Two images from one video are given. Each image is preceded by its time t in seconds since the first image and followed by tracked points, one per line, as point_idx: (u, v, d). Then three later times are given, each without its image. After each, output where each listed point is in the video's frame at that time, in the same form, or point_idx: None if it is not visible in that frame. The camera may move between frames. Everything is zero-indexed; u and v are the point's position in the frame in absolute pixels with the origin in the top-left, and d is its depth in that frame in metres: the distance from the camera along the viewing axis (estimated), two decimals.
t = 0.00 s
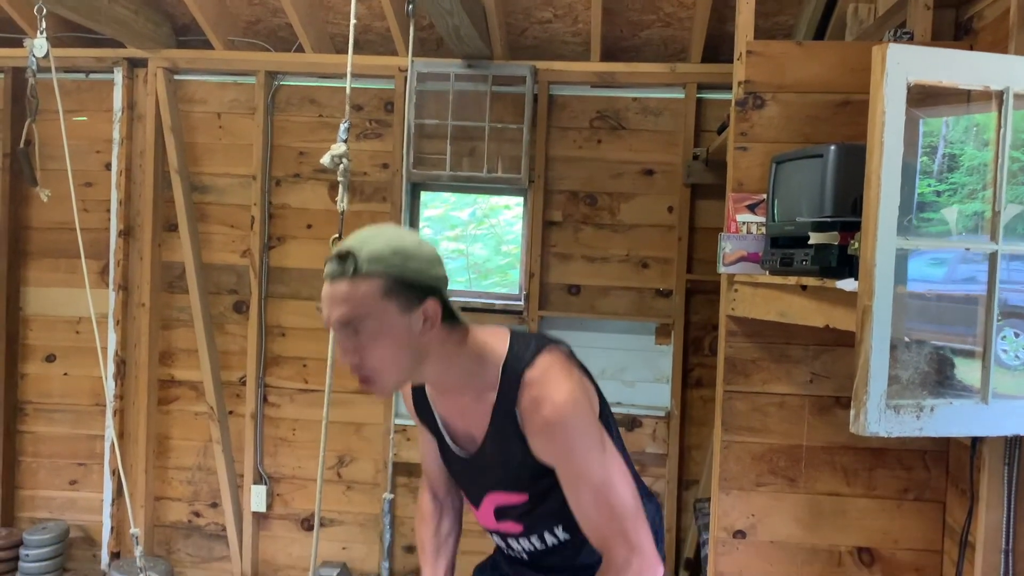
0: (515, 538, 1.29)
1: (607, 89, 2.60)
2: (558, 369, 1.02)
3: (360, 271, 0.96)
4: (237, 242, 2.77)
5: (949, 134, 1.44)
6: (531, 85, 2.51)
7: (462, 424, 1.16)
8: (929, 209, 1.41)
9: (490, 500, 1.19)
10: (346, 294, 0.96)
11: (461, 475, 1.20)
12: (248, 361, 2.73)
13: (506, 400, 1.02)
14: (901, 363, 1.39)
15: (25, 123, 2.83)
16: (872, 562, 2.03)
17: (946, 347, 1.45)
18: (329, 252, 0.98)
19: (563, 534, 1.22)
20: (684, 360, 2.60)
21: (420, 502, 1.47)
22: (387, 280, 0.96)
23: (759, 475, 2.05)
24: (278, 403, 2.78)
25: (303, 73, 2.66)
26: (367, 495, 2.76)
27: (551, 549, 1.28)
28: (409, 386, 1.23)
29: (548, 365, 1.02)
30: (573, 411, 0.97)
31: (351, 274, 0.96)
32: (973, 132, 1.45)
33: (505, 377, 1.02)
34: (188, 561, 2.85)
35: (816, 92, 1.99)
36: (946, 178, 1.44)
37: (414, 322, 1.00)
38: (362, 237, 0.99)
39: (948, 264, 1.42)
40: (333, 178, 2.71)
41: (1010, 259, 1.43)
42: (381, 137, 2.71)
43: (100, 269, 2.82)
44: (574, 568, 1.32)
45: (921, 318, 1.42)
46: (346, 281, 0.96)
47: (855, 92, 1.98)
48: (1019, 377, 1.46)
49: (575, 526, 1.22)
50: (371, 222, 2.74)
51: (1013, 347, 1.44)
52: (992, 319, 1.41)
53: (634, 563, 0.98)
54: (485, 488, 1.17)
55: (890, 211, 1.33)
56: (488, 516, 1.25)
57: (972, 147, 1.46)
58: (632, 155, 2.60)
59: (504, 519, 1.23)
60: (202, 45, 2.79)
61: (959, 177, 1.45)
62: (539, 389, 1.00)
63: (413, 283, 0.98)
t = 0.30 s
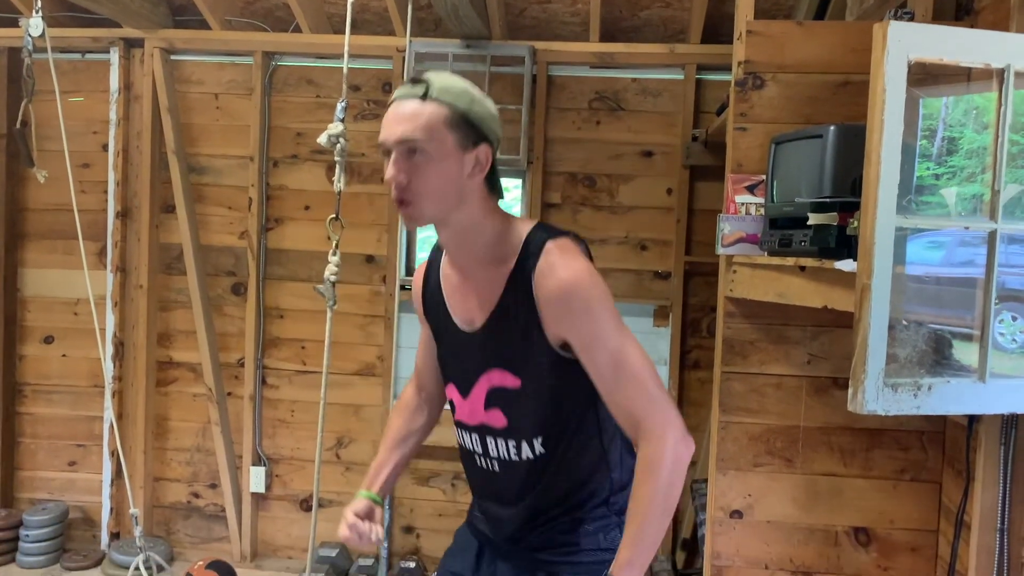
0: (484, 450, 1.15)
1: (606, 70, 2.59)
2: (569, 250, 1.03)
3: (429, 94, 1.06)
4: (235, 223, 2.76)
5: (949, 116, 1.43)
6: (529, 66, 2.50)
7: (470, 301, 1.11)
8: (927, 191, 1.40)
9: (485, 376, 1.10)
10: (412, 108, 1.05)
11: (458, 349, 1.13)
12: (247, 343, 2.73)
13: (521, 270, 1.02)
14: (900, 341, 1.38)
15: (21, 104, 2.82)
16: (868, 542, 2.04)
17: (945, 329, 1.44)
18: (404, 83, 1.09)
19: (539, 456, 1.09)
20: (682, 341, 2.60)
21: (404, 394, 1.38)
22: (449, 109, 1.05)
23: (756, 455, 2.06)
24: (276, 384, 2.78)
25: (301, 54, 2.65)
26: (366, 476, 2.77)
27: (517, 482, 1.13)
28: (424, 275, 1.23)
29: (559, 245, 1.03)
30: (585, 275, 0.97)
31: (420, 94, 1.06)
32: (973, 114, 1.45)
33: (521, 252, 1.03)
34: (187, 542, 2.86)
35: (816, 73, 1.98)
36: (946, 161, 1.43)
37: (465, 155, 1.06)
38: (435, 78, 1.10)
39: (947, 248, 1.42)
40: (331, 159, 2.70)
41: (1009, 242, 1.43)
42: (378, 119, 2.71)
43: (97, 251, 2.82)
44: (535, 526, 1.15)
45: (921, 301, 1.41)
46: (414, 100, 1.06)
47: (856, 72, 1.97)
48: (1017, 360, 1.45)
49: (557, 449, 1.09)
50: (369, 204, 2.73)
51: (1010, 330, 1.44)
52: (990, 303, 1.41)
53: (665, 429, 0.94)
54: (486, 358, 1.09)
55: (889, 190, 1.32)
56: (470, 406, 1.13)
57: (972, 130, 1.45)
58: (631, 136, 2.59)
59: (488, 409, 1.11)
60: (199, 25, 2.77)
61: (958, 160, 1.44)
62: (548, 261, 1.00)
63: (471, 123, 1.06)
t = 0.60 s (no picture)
0: (457, 397, 1.15)
1: (603, 66, 2.58)
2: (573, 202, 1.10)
3: (478, 36, 1.13)
4: (232, 219, 2.76)
5: (945, 111, 1.42)
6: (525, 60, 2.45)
7: (473, 243, 1.16)
8: (923, 186, 1.41)
9: (475, 318, 1.12)
10: (462, 47, 1.12)
11: (451, 288, 1.16)
12: (244, 338, 2.73)
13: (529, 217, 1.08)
14: (893, 338, 1.39)
15: (16, 99, 2.81)
16: (863, 537, 2.05)
17: (939, 324, 1.45)
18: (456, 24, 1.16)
19: (508, 412, 1.09)
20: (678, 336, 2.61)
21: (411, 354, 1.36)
22: (494, 53, 1.13)
23: (752, 450, 2.06)
24: (273, 380, 2.78)
25: (297, 49, 2.64)
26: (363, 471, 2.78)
27: (481, 436, 1.12)
28: (432, 226, 1.28)
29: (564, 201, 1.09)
30: (594, 221, 1.04)
31: (469, 36, 1.13)
32: (969, 109, 1.44)
33: (537, 200, 1.10)
34: (184, 538, 2.86)
35: (812, 69, 1.98)
36: (941, 155, 1.43)
37: (502, 100, 1.13)
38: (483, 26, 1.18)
39: (943, 242, 1.42)
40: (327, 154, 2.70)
41: (1005, 237, 1.43)
42: (375, 114, 2.71)
43: (94, 246, 2.81)
44: (487, 498, 1.13)
45: (915, 296, 1.42)
46: (464, 40, 1.13)
47: (852, 68, 1.96)
48: (1011, 355, 1.45)
49: (526, 412, 1.08)
50: (366, 200, 2.73)
51: (1005, 324, 1.44)
52: (983, 297, 1.41)
53: (670, 368, 1.01)
54: (478, 299, 1.11)
55: (884, 189, 1.32)
56: (454, 348, 1.15)
57: (968, 124, 1.44)
58: (628, 132, 2.59)
59: (472, 350, 1.12)
60: (195, 21, 2.76)
61: (954, 154, 1.44)
62: (554, 213, 1.07)
63: (512, 72, 1.14)
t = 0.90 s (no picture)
0: (441, 389, 1.13)
1: (600, 73, 2.59)
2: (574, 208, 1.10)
3: (503, 45, 1.14)
4: (229, 226, 2.76)
5: (940, 118, 1.43)
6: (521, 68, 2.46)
7: (471, 239, 1.15)
8: (920, 192, 1.41)
9: (464, 310, 1.10)
10: (487, 53, 1.13)
11: (442, 279, 1.15)
12: (241, 345, 2.73)
13: (533, 219, 1.08)
14: (889, 347, 1.39)
15: (14, 107, 2.82)
16: (861, 544, 2.05)
17: (935, 330, 1.45)
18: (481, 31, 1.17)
19: (494, 404, 1.08)
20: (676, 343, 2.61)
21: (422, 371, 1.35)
22: (518, 63, 1.14)
23: (749, 458, 2.07)
24: (271, 387, 2.78)
25: (295, 57, 2.65)
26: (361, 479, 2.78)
27: (465, 428, 1.10)
28: (434, 226, 1.27)
29: (567, 207, 1.10)
30: (596, 230, 1.06)
31: (494, 44, 1.14)
32: (965, 115, 1.44)
33: (540, 206, 1.10)
34: (182, 545, 2.86)
35: (808, 77, 1.98)
36: (937, 161, 1.43)
37: (521, 108, 1.14)
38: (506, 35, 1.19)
39: (939, 248, 1.42)
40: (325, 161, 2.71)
41: (1001, 243, 1.43)
42: (372, 122, 2.71)
43: (92, 254, 2.81)
44: (468, 494, 1.11)
45: (911, 302, 1.42)
46: (489, 47, 1.13)
47: (847, 76, 1.97)
48: (1007, 360, 1.46)
49: (511, 405, 1.07)
50: (364, 207, 2.73)
51: (1002, 330, 1.45)
52: (979, 303, 1.42)
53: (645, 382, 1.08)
54: (468, 291, 1.10)
55: (880, 198, 1.32)
56: (441, 339, 1.13)
57: (964, 131, 1.45)
58: (625, 139, 2.60)
59: (459, 342, 1.10)
60: (193, 28, 2.77)
61: (950, 160, 1.45)
62: (558, 218, 1.07)
63: (533, 82, 1.15)
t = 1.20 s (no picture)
0: (432, 389, 1.12)
1: (599, 83, 2.60)
2: (578, 219, 1.11)
3: (518, 60, 1.14)
4: (229, 235, 2.76)
5: (938, 127, 1.43)
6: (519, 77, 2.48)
7: (474, 243, 1.16)
8: (918, 201, 1.41)
9: (460, 310, 1.10)
10: (503, 68, 1.13)
11: (440, 279, 1.15)
12: (240, 354, 2.73)
13: (536, 223, 1.10)
14: (888, 356, 1.39)
15: (13, 116, 2.82)
16: (861, 553, 2.04)
17: (934, 339, 1.45)
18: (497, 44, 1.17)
19: (483, 405, 1.07)
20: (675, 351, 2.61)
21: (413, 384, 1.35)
22: (532, 77, 1.14)
23: (749, 467, 2.06)
24: (269, 397, 2.78)
25: (294, 66, 2.66)
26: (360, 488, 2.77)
27: (455, 429, 1.10)
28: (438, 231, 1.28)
29: (570, 217, 1.11)
30: (597, 241, 1.06)
31: (509, 58, 1.14)
32: (963, 123, 1.45)
33: (543, 215, 1.11)
34: (180, 555, 2.85)
35: (805, 86, 1.99)
36: (934, 170, 1.43)
37: (534, 122, 1.14)
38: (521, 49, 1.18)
39: (938, 257, 1.42)
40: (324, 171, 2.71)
41: (1000, 251, 1.44)
42: (371, 131, 2.72)
43: (90, 263, 2.81)
44: (457, 495, 1.10)
45: (910, 310, 1.42)
46: (504, 62, 1.14)
47: (845, 85, 1.98)
48: (1006, 369, 1.46)
49: (501, 407, 1.07)
50: (363, 216, 2.74)
51: (1000, 338, 1.45)
52: (978, 312, 1.41)
53: (638, 396, 1.06)
54: (465, 291, 1.10)
55: (878, 206, 1.33)
56: (435, 340, 1.13)
57: (962, 139, 1.45)
58: (623, 148, 2.61)
59: (453, 342, 1.10)
60: (193, 38, 2.78)
61: (948, 169, 1.45)
62: (560, 226, 1.08)
63: (547, 97, 1.16)
